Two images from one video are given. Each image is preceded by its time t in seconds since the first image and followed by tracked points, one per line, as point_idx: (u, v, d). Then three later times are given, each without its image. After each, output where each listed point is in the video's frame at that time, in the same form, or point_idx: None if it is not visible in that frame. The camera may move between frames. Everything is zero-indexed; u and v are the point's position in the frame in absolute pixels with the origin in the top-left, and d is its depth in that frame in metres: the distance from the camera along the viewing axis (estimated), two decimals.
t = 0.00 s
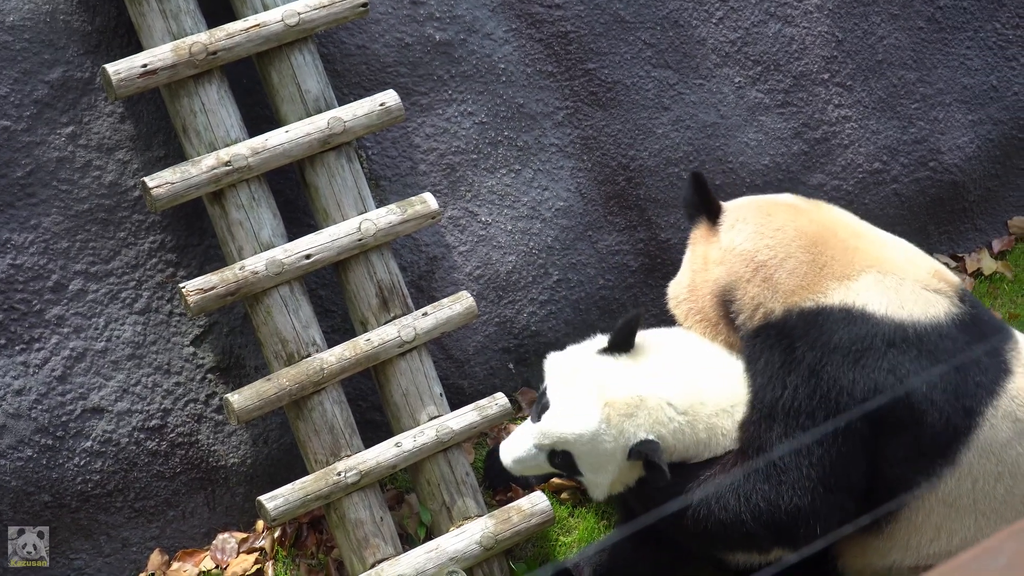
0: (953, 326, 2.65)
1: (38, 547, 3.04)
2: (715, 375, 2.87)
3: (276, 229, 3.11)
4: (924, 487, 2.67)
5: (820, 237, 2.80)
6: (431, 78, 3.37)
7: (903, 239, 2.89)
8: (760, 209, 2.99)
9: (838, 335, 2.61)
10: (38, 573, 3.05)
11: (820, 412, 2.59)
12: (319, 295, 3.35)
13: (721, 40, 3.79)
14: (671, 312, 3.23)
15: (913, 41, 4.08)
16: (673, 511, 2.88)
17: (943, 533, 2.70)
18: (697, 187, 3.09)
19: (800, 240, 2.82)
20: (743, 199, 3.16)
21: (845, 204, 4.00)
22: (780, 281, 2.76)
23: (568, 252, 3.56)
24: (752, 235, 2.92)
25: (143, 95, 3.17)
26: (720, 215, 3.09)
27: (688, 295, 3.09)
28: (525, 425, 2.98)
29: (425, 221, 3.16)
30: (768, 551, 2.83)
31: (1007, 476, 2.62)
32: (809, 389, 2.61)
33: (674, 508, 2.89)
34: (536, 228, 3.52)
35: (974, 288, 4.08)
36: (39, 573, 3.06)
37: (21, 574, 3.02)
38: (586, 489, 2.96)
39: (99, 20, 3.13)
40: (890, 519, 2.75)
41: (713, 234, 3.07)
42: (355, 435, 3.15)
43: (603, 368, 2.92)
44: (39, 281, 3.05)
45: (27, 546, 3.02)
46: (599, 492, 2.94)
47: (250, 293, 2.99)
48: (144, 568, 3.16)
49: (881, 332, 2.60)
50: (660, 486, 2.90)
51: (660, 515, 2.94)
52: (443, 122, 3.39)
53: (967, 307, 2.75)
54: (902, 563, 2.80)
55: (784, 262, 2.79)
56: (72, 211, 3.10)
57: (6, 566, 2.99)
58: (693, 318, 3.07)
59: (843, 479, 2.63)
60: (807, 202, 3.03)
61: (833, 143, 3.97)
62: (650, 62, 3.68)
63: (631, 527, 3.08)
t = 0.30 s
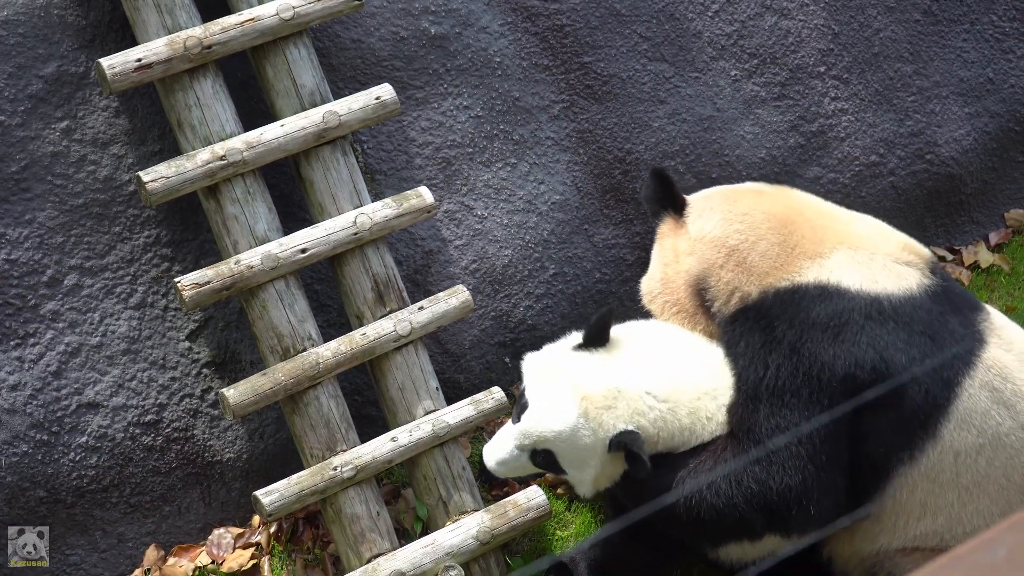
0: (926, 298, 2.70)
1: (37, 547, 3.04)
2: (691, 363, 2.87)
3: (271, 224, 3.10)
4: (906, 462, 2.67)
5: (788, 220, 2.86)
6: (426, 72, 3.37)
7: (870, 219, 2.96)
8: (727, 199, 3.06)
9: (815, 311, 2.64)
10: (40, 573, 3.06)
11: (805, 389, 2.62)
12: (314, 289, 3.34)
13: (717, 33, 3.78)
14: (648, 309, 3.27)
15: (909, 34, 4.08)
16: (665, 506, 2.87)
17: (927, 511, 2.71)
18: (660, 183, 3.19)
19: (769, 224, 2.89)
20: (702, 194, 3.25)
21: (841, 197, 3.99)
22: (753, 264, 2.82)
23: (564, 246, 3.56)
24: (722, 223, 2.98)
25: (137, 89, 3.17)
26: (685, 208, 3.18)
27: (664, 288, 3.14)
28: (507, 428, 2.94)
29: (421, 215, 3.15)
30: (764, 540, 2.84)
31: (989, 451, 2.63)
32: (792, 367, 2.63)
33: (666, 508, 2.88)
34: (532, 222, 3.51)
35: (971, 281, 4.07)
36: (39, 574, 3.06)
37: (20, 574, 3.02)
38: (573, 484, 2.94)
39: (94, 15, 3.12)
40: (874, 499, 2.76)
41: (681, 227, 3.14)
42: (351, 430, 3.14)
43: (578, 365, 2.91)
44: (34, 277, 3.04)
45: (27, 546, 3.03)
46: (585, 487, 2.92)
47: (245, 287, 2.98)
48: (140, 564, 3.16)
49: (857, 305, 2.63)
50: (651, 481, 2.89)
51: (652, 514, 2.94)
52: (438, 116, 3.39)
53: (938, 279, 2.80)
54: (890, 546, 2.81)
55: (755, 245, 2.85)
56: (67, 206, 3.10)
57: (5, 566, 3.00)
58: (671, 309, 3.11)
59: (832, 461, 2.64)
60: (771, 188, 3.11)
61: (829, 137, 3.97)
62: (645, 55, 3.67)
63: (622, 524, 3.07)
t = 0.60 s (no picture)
0: (907, 272, 2.79)
1: (38, 547, 3.04)
2: (683, 346, 2.86)
3: (269, 217, 3.09)
4: (902, 439, 2.71)
5: (768, 208, 2.92)
6: (424, 65, 3.36)
7: (841, 205, 3.03)
8: (702, 194, 3.09)
9: (806, 291, 2.68)
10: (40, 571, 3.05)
11: (800, 370, 2.62)
12: (313, 283, 3.33)
13: (717, 26, 3.77)
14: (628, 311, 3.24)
15: (908, 27, 4.08)
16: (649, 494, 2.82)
17: (924, 491, 2.74)
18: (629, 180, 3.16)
19: (748, 214, 2.94)
20: (672, 188, 3.26)
21: (840, 191, 3.98)
22: (739, 255, 2.86)
23: (563, 240, 3.55)
24: (703, 218, 3.01)
25: (135, 83, 3.16)
26: (659, 207, 3.17)
27: (646, 290, 3.11)
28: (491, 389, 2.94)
29: (420, 209, 3.14)
30: (751, 529, 2.80)
31: (980, 426, 2.68)
32: (785, 350, 2.64)
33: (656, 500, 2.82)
34: (531, 216, 3.51)
35: (971, 274, 4.06)
36: (39, 574, 3.05)
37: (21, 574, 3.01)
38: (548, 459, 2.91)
39: (91, 8, 3.11)
40: (871, 481, 2.77)
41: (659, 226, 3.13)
42: (350, 424, 3.13)
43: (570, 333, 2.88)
44: (32, 271, 3.04)
45: (27, 546, 3.02)
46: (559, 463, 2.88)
47: (244, 282, 2.98)
48: (139, 559, 3.15)
49: (846, 284, 2.68)
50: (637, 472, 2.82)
51: (644, 510, 2.89)
52: (437, 109, 3.38)
53: (914, 257, 2.90)
54: (889, 534, 2.82)
55: (738, 236, 2.89)
56: (65, 200, 3.09)
57: (5, 566, 2.98)
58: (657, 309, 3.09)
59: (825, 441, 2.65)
60: (739, 181, 3.15)
61: (829, 130, 3.96)
62: (644, 48, 3.67)
63: (616, 522, 3.07)
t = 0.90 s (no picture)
0: (912, 273, 2.75)
1: (38, 547, 3.04)
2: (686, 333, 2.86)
3: (274, 210, 3.09)
4: (902, 441, 2.68)
5: (776, 203, 2.89)
6: (428, 58, 3.35)
7: (849, 208, 3.01)
8: (710, 188, 3.08)
9: (809, 288, 2.63)
10: (45, 562, 3.06)
11: (798, 367, 2.57)
12: (317, 275, 3.33)
13: (721, 18, 3.77)
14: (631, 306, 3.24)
15: (912, 19, 4.08)
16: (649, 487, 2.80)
17: (927, 492, 2.72)
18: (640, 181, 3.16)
19: (755, 208, 2.90)
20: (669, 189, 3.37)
21: (844, 183, 3.99)
22: (741, 247, 2.81)
23: (567, 232, 3.56)
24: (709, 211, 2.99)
25: (138, 75, 3.15)
26: (664, 203, 3.17)
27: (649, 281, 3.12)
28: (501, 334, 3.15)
29: (424, 201, 3.14)
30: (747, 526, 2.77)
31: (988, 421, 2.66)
32: (784, 344, 2.59)
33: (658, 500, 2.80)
34: (535, 208, 3.51)
35: (975, 266, 4.06)
36: (46, 564, 3.06)
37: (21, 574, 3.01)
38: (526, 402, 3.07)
39: None
40: (871, 480, 2.75)
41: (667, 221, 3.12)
42: (355, 416, 3.13)
43: (585, 288, 3.03)
44: (36, 263, 3.03)
45: (27, 546, 3.02)
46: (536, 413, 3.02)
47: (248, 274, 2.98)
48: (144, 551, 3.16)
49: (851, 282, 2.63)
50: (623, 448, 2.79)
51: (642, 507, 2.85)
52: (441, 102, 3.38)
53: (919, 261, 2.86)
54: (898, 536, 2.80)
55: (742, 228, 2.84)
56: (69, 192, 3.08)
57: (6, 566, 2.98)
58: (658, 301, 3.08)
59: (821, 438, 2.63)
60: (751, 175, 3.13)
61: (833, 122, 3.96)
62: (648, 40, 3.66)
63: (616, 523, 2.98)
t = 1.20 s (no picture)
0: (937, 284, 2.76)
1: (39, 546, 3.05)
2: (711, 330, 2.89)
3: (287, 205, 3.12)
4: (921, 449, 2.70)
5: (797, 212, 2.92)
6: (439, 54, 3.38)
7: (874, 219, 3.03)
8: (734, 200, 3.12)
9: (831, 296, 2.66)
10: (60, 552, 3.09)
11: (818, 375, 2.61)
12: (329, 270, 3.36)
13: (729, 15, 3.80)
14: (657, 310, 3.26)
15: (920, 16, 4.11)
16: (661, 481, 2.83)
17: (947, 499, 2.74)
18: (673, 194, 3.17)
19: (778, 217, 2.94)
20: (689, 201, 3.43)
21: (851, 179, 4.02)
22: (764, 256, 2.85)
23: (577, 228, 3.60)
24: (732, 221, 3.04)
25: (153, 71, 3.18)
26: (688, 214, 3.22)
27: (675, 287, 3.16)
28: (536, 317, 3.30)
29: (435, 196, 3.16)
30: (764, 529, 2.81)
31: (1002, 418, 2.66)
32: (804, 352, 2.63)
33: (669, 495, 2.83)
34: (545, 204, 3.54)
35: (982, 261, 4.09)
36: (61, 555, 3.09)
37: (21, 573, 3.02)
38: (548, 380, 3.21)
39: None
40: (889, 485, 2.78)
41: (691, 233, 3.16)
42: (366, 410, 3.16)
43: (632, 276, 3.11)
44: (51, 258, 3.06)
45: (27, 546, 3.03)
46: (555, 390, 3.14)
47: (261, 269, 3.00)
48: (157, 543, 3.19)
49: (873, 290, 2.66)
50: (641, 442, 2.85)
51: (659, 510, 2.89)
52: (452, 98, 3.40)
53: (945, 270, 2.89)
54: (917, 540, 2.83)
55: (765, 237, 2.89)
56: (83, 187, 3.11)
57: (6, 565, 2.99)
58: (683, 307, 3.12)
59: (838, 442, 2.66)
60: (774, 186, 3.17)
61: (840, 118, 3.99)
62: (657, 37, 3.69)
63: (634, 531, 3.00)
